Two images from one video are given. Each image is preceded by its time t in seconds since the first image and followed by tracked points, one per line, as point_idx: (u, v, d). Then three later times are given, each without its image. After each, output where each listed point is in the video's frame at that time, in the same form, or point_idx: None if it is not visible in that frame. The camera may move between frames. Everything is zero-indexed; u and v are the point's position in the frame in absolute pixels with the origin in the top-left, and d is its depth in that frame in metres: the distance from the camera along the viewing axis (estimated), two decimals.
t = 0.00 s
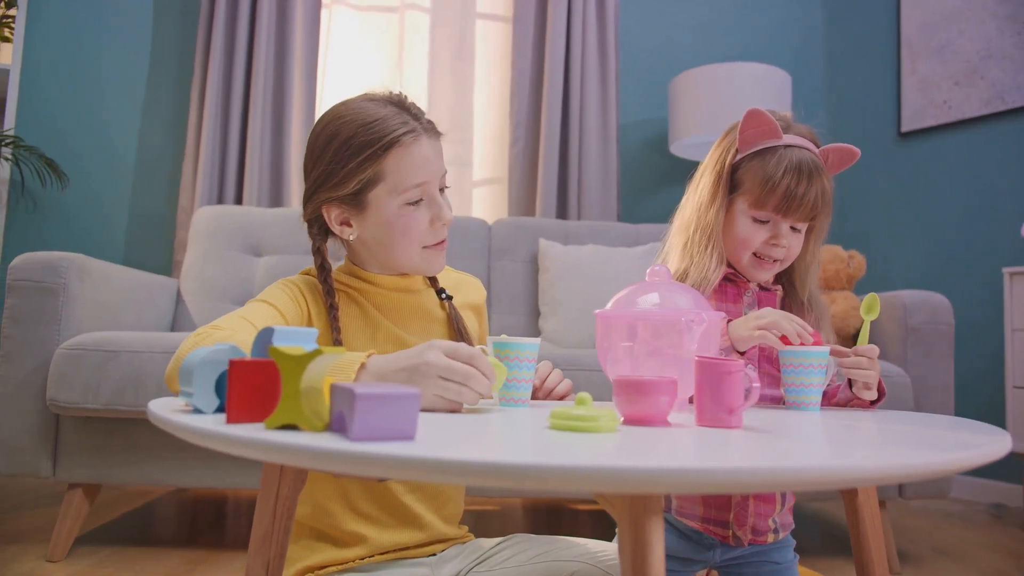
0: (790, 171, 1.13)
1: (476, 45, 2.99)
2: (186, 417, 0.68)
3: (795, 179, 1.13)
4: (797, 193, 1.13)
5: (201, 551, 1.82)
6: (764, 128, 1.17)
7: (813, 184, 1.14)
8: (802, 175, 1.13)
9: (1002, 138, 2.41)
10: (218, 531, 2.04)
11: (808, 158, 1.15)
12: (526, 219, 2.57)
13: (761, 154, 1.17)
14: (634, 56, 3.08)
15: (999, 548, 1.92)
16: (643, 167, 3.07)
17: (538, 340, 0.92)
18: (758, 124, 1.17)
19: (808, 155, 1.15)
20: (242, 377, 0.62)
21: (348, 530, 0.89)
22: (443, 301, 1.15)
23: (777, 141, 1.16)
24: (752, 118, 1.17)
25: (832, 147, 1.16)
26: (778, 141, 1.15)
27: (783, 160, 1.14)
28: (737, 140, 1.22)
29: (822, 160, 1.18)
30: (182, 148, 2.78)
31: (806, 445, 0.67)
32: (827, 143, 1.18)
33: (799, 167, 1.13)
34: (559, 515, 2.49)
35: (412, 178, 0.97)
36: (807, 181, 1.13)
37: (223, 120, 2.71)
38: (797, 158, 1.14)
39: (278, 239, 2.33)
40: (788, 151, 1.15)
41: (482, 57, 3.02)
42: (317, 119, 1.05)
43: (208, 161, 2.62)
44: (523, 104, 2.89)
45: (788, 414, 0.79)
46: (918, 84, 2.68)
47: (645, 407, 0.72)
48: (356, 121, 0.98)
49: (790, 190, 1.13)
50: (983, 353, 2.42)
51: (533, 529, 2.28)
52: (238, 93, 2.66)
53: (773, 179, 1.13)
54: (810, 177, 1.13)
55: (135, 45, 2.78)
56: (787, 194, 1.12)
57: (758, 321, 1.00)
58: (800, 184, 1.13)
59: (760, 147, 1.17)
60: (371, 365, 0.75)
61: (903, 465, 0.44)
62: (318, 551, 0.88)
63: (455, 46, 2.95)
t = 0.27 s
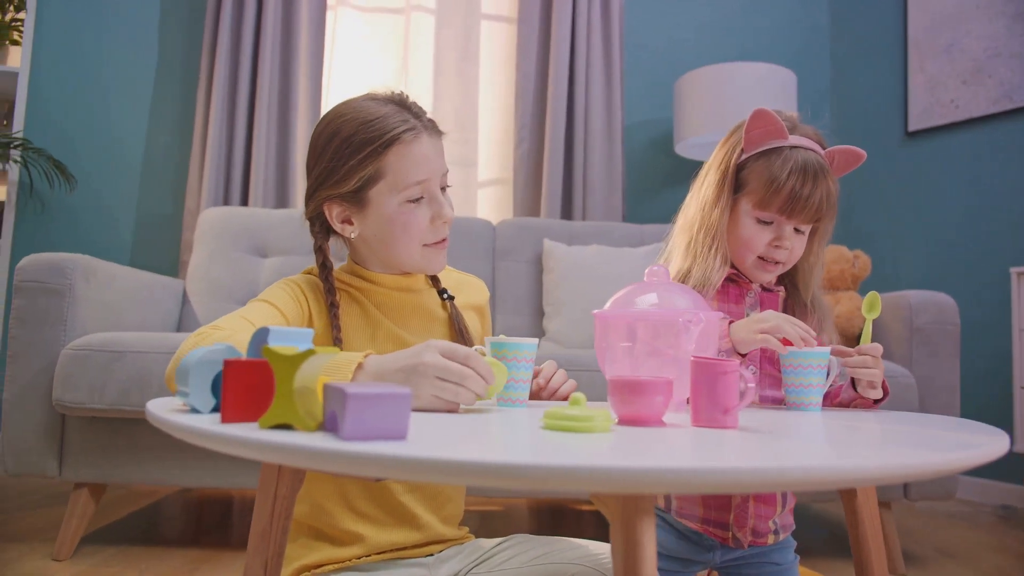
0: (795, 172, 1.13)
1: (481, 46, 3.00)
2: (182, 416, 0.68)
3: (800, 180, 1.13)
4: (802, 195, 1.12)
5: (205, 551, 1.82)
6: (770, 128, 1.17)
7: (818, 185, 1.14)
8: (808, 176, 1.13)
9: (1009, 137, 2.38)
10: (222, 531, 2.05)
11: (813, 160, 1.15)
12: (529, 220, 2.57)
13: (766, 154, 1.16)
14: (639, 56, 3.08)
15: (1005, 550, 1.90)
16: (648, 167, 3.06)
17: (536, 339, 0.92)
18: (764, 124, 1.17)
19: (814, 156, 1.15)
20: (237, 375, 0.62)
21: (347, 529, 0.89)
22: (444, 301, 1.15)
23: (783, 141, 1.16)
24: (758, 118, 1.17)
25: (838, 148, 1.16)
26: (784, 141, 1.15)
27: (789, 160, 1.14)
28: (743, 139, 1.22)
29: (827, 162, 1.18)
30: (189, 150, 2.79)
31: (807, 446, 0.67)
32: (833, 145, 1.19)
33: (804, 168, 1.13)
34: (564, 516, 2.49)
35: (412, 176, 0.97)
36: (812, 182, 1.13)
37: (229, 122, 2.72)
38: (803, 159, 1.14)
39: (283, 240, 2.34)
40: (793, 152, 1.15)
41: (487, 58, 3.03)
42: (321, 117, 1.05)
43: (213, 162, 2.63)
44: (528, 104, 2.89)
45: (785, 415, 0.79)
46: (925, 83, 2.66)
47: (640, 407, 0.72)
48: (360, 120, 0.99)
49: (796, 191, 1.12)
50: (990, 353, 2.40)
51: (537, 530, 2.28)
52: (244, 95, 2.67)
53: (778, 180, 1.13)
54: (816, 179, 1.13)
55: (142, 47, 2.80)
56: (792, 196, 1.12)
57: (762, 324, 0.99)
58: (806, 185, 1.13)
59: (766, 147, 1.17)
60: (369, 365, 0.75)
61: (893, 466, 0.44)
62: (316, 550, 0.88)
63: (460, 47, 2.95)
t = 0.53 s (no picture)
0: (795, 173, 1.11)
1: (484, 47, 3.00)
2: (176, 416, 0.69)
3: (799, 181, 1.12)
4: (801, 196, 1.11)
5: (207, 551, 1.83)
6: (770, 128, 1.15)
7: (819, 187, 1.12)
8: (808, 177, 1.12)
9: (1013, 137, 2.37)
10: (225, 531, 2.05)
11: (814, 160, 1.13)
12: (531, 221, 2.57)
13: (766, 154, 1.16)
14: (642, 57, 3.08)
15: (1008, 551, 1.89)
16: (651, 167, 3.06)
17: (533, 340, 0.92)
18: (764, 124, 1.16)
19: (814, 156, 1.14)
20: (230, 375, 0.62)
21: (343, 529, 0.88)
22: (443, 301, 1.14)
23: (783, 141, 1.15)
24: (758, 118, 1.16)
25: (838, 149, 1.15)
26: (784, 141, 1.14)
27: (789, 161, 1.13)
28: (743, 139, 1.21)
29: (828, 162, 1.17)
30: (193, 151, 2.80)
31: (803, 446, 0.67)
32: (834, 146, 1.18)
33: (804, 169, 1.12)
34: (566, 517, 2.49)
35: (413, 174, 0.98)
36: (812, 183, 1.12)
37: (232, 123, 2.72)
38: (802, 160, 1.13)
39: (286, 241, 2.35)
40: (794, 153, 1.14)
41: (490, 60, 3.03)
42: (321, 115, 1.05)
43: (217, 163, 2.64)
44: (530, 105, 2.89)
45: (780, 416, 0.79)
46: (929, 83, 2.65)
47: (634, 407, 0.72)
48: (362, 118, 0.99)
49: (795, 193, 1.11)
50: (994, 354, 2.39)
51: (539, 530, 2.28)
52: (247, 96, 2.68)
53: (777, 181, 1.12)
54: (816, 180, 1.12)
55: (147, 49, 2.82)
56: (791, 197, 1.11)
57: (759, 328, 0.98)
58: (806, 187, 1.12)
59: (766, 147, 1.16)
60: (365, 365, 0.76)
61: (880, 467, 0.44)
62: (312, 550, 0.88)
63: (462, 49, 2.96)
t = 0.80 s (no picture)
0: (796, 175, 1.11)
1: (489, 50, 3.01)
2: (173, 416, 0.69)
3: (801, 183, 1.11)
4: (802, 198, 1.11)
5: (212, 551, 1.83)
6: (772, 129, 1.15)
7: (820, 189, 1.12)
8: (809, 179, 1.11)
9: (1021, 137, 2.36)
10: (230, 531, 2.06)
11: (816, 162, 1.13)
12: (536, 222, 2.57)
13: (768, 156, 1.15)
14: (647, 58, 3.07)
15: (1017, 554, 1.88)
16: (656, 169, 3.06)
17: (530, 342, 0.92)
18: (766, 125, 1.15)
19: (816, 158, 1.13)
20: (225, 377, 0.63)
21: (340, 529, 0.89)
22: (444, 302, 1.13)
23: (785, 143, 1.14)
24: (760, 119, 1.15)
25: (839, 152, 1.14)
26: (785, 143, 1.13)
27: (790, 163, 1.12)
28: (744, 141, 1.20)
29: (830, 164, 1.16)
30: (199, 154, 2.82)
31: (801, 449, 0.66)
32: (836, 149, 1.17)
33: (805, 171, 1.11)
34: (571, 519, 2.48)
35: (415, 173, 0.98)
36: (813, 185, 1.11)
37: (238, 126, 2.74)
38: (804, 162, 1.12)
39: (291, 243, 2.36)
40: (795, 155, 1.13)
41: (495, 62, 3.03)
42: (324, 116, 1.06)
43: (223, 166, 2.65)
44: (535, 107, 2.89)
45: (777, 417, 0.79)
46: (936, 83, 2.64)
47: (629, 409, 0.72)
48: (367, 118, 1.00)
49: (796, 195, 1.11)
50: (1002, 356, 2.37)
51: (544, 533, 2.28)
52: (253, 98, 2.69)
53: (778, 182, 1.12)
54: (817, 182, 1.11)
55: (154, 52, 2.83)
56: (792, 199, 1.11)
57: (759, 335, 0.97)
58: (807, 189, 1.11)
59: (768, 149, 1.16)
60: (362, 367, 0.76)
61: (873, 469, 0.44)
62: (309, 550, 0.88)
63: (468, 51, 2.97)
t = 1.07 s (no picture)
0: (796, 176, 1.11)
1: (492, 51, 3.01)
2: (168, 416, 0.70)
3: (800, 184, 1.11)
4: (802, 199, 1.11)
5: (214, 551, 1.84)
6: (772, 130, 1.15)
7: (820, 191, 1.12)
8: (809, 180, 1.11)
9: None
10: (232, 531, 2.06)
11: (816, 163, 1.13)
12: (538, 223, 2.57)
13: (768, 156, 1.15)
14: (651, 58, 3.07)
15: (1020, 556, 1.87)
16: (659, 169, 3.05)
17: (526, 342, 0.91)
18: (766, 126, 1.15)
19: (816, 160, 1.13)
20: (217, 376, 0.63)
21: (336, 528, 0.87)
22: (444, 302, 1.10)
23: (785, 144, 1.14)
24: (760, 120, 1.15)
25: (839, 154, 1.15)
26: (786, 144, 1.13)
27: (790, 165, 1.12)
28: (744, 141, 1.20)
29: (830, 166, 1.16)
30: (203, 156, 2.83)
31: (794, 450, 0.66)
32: (836, 151, 1.17)
33: (805, 172, 1.11)
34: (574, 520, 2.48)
35: (415, 171, 0.98)
36: (813, 187, 1.11)
37: (242, 127, 2.74)
38: (804, 163, 1.12)
39: (294, 244, 2.37)
40: (795, 156, 1.13)
41: (498, 63, 3.04)
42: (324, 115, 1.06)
43: (226, 167, 2.66)
44: (538, 108, 2.89)
45: (771, 418, 0.79)
46: (939, 83, 2.63)
47: (623, 409, 0.72)
48: (366, 117, 1.00)
49: (796, 196, 1.11)
50: (1006, 357, 2.36)
51: (546, 533, 2.28)
52: (256, 100, 2.70)
53: (778, 183, 1.12)
54: (817, 183, 1.11)
55: (158, 53, 2.84)
56: (791, 200, 1.11)
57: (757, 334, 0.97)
58: (807, 190, 1.11)
59: (768, 150, 1.16)
60: (357, 369, 0.77)
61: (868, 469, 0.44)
62: (306, 549, 0.87)
63: (470, 52, 2.97)
